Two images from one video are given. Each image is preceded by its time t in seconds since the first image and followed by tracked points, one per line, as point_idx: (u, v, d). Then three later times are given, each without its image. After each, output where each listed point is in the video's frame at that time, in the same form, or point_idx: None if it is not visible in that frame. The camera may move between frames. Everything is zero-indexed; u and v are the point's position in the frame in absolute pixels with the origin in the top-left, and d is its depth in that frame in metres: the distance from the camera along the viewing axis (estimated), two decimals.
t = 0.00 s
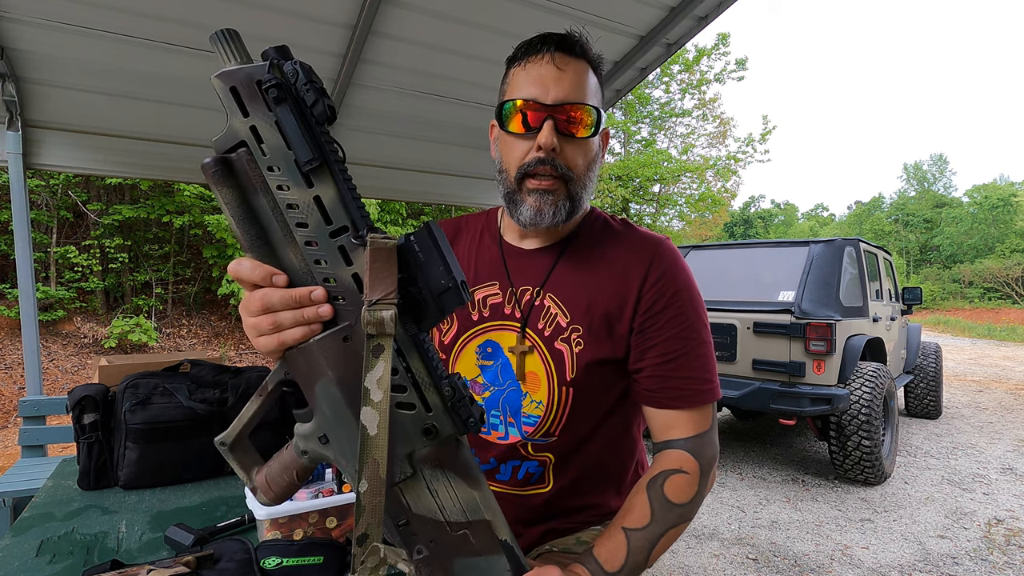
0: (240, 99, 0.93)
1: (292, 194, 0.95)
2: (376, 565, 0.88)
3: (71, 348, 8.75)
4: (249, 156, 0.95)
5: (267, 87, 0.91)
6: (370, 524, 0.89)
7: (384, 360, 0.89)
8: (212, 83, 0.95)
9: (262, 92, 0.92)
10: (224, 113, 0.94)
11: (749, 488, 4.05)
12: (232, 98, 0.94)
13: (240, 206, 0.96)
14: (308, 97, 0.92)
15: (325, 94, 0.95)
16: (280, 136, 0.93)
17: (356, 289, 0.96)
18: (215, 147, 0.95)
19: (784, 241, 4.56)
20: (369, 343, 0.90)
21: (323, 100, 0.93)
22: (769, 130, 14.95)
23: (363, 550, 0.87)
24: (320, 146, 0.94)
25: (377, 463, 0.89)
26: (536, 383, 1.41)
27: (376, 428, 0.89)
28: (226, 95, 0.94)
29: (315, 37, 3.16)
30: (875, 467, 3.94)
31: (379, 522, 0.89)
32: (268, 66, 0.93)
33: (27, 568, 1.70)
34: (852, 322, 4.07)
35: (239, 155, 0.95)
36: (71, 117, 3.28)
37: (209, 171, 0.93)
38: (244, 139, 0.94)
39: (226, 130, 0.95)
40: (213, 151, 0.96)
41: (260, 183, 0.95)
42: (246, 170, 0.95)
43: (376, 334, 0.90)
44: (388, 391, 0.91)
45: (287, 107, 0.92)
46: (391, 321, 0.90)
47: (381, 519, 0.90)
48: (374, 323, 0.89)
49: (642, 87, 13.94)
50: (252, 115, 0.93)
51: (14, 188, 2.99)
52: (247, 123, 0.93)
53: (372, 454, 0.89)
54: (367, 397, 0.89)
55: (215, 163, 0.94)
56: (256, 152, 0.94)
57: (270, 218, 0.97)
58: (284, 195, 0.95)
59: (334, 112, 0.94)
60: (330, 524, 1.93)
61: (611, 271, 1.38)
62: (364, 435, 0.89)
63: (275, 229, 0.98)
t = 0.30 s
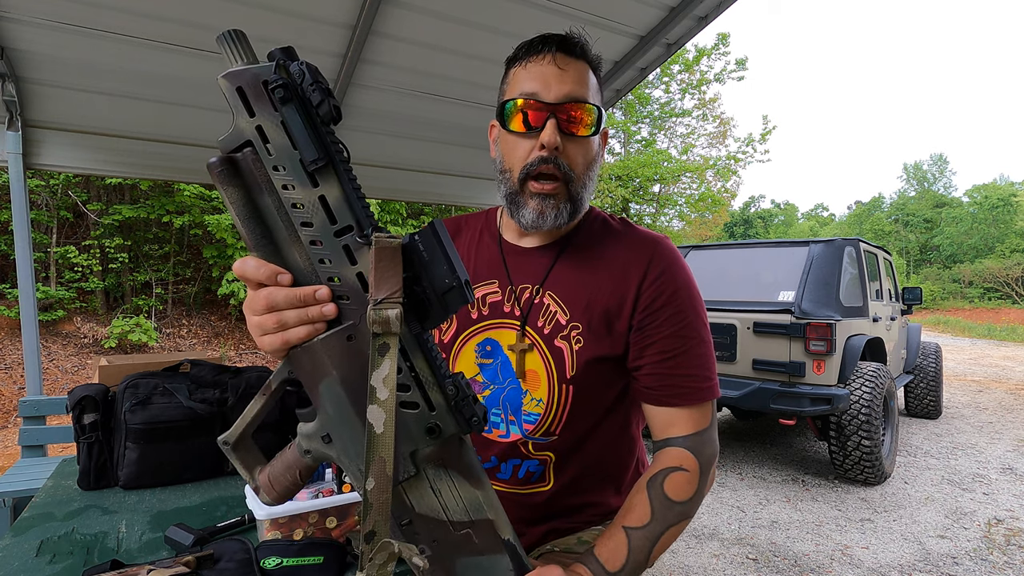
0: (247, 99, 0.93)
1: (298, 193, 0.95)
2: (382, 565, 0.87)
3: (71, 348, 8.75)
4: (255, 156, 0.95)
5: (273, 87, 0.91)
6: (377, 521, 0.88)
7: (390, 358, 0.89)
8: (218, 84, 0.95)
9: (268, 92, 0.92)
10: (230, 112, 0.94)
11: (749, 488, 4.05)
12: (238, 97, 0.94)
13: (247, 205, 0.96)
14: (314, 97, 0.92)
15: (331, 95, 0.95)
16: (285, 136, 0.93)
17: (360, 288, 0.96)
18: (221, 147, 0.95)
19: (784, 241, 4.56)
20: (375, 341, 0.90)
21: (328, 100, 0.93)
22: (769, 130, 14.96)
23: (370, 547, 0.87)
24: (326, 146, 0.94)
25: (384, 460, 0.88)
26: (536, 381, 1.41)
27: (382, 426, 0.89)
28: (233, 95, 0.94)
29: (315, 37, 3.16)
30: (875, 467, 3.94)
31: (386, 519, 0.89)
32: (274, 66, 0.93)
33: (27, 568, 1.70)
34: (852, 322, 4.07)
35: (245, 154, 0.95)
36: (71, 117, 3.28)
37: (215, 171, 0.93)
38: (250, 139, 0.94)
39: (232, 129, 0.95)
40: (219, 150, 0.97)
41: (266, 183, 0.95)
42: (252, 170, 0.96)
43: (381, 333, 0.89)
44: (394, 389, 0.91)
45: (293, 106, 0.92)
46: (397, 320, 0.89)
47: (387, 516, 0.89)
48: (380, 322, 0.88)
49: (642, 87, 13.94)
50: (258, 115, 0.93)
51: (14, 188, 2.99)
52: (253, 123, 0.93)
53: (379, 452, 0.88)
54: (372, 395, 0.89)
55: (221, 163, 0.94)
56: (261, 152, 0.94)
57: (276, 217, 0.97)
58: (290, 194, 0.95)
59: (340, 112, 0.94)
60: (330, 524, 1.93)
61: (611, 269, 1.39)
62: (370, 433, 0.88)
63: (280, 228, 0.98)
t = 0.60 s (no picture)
0: (242, 101, 0.93)
1: (291, 195, 0.95)
2: (371, 561, 0.87)
3: (71, 348, 8.75)
4: (251, 158, 0.95)
5: (267, 90, 0.91)
6: (367, 519, 0.88)
7: (380, 357, 0.88)
8: (214, 87, 0.94)
9: (263, 95, 0.92)
10: (226, 115, 0.94)
11: (749, 488, 4.05)
12: (233, 100, 0.93)
13: (241, 207, 0.96)
14: (307, 100, 0.92)
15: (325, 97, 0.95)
16: (280, 138, 0.93)
17: (352, 288, 0.96)
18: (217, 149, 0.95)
19: (784, 241, 4.56)
20: (365, 340, 0.89)
21: (322, 103, 0.93)
22: (769, 131, 14.97)
23: (359, 544, 0.87)
24: (319, 148, 0.94)
25: (374, 459, 0.87)
26: (534, 382, 1.40)
27: (372, 425, 0.88)
28: (227, 98, 0.93)
29: (315, 37, 3.16)
30: (875, 467, 3.94)
31: (376, 517, 0.88)
32: (269, 69, 0.93)
33: (28, 568, 1.70)
34: (852, 322, 4.07)
35: (241, 157, 0.95)
36: (71, 117, 3.28)
37: (212, 173, 0.93)
38: (245, 142, 0.94)
39: (228, 132, 0.95)
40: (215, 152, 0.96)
41: (261, 185, 0.95)
42: (246, 172, 0.95)
43: (372, 332, 0.89)
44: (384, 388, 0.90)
45: (286, 110, 0.92)
46: (386, 319, 0.89)
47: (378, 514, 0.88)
48: (369, 321, 0.88)
49: (642, 87, 13.94)
50: (253, 118, 0.93)
51: (15, 188, 2.99)
52: (248, 126, 0.93)
53: (368, 450, 0.87)
54: (364, 393, 0.88)
55: (218, 165, 0.94)
56: (257, 154, 0.94)
57: (270, 218, 0.97)
58: (284, 196, 0.95)
59: (333, 115, 0.94)
60: (330, 524, 1.93)
61: (610, 270, 1.38)
62: (359, 432, 0.87)
63: (275, 229, 0.98)
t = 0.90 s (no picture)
0: (219, 108, 0.93)
1: (269, 199, 0.94)
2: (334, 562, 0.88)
3: (71, 348, 8.75)
4: (229, 164, 0.95)
5: (242, 97, 0.91)
6: (334, 520, 0.87)
7: (351, 360, 0.90)
8: (192, 95, 0.94)
9: (239, 101, 0.92)
10: (204, 122, 0.94)
11: (749, 488, 4.05)
12: (210, 107, 0.94)
13: (221, 212, 0.96)
14: (282, 104, 0.92)
15: (300, 102, 0.95)
16: (256, 143, 0.93)
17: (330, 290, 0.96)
18: (196, 155, 0.95)
19: (784, 241, 4.55)
20: (337, 343, 0.90)
21: (297, 108, 0.93)
22: (769, 130, 14.98)
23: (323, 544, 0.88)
24: (294, 153, 0.94)
25: (343, 461, 0.89)
26: (533, 380, 1.40)
27: (342, 427, 0.89)
28: (205, 105, 0.94)
29: (314, 37, 3.16)
30: (875, 467, 3.94)
31: (343, 519, 0.88)
32: (245, 76, 0.93)
33: (27, 568, 1.70)
34: (852, 322, 4.07)
35: (220, 162, 0.95)
36: (71, 117, 3.28)
37: (191, 178, 0.93)
38: (223, 148, 0.94)
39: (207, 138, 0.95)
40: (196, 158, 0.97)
41: (239, 190, 0.95)
42: (225, 178, 0.95)
43: (343, 335, 0.90)
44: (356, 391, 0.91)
45: (262, 114, 0.92)
46: (358, 322, 0.90)
47: (345, 516, 0.88)
48: (341, 324, 0.89)
49: (642, 87, 13.94)
50: (230, 124, 0.93)
51: (14, 188, 2.99)
52: (225, 132, 0.93)
53: (338, 453, 0.89)
54: (334, 396, 0.90)
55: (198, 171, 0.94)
56: (234, 160, 0.94)
57: (249, 223, 0.97)
58: (262, 200, 0.95)
59: (309, 118, 0.94)
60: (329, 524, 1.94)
61: (610, 268, 1.38)
62: (330, 435, 0.89)
63: (254, 233, 0.98)
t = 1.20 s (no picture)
0: (222, 107, 0.93)
1: (273, 199, 0.95)
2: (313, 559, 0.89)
3: (71, 348, 8.75)
4: (233, 165, 0.95)
5: (247, 96, 0.92)
6: (331, 515, 0.89)
7: (353, 360, 0.90)
8: (196, 95, 0.95)
9: (242, 101, 0.92)
10: (208, 122, 0.95)
11: (749, 488, 4.05)
12: (215, 107, 0.94)
13: (224, 212, 0.97)
14: (287, 104, 0.92)
15: (305, 102, 0.95)
16: (260, 143, 0.93)
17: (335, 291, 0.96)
18: (200, 155, 0.96)
19: (784, 241, 4.56)
20: (341, 343, 0.91)
21: (301, 107, 0.93)
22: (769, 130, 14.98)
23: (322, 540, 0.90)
24: (299, 152, 0.94)
25: (342, 460, 0.89)
26: (534, 376, 1.41)
27: (342, 425, 0.90)
28: (209, 105, 0.94)
29: (314, 37, 3.16)
30: (875, 467, 3.94)
31: (340, 516, 0.89)
32: (249, 75, 0.93)
33: (28, 568, 1.70)
34: (852, 322, 4.07)
35: (223, 162, 0.95)
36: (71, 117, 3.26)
37: (195, 178, 0.94)
38: (227, 147, 0.94)
39: (210, 138, 0.95)
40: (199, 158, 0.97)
41: (243, 190, 0.96)
42: (229, 178, 0.96)
43: (346, 335, 0.90)
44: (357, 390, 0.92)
45: (267, 114, 0.92)
46: (362, 322, 0.90)
47: (343, 513, 0.89)
48: (345, 324, 0.89)
49: (642, 87, 13.94)
50: (235, 124, 0.93)
51: (15, 188, 2.99)
52: (229, 132, 0.94)
53: (338, 450, 0.89)
54: (335, 395, 0.90)
55: (201, 171, 0.95)
56: (238, 160, 0.94)
57: (252, 222, 0.97)
58: (266, 200, 0.95)
59: (314, 118, 0.94)
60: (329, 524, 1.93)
61: (607, 265, 1.38)
62: (330, 432, 0.90)
63: (257, 232, 0.98)
